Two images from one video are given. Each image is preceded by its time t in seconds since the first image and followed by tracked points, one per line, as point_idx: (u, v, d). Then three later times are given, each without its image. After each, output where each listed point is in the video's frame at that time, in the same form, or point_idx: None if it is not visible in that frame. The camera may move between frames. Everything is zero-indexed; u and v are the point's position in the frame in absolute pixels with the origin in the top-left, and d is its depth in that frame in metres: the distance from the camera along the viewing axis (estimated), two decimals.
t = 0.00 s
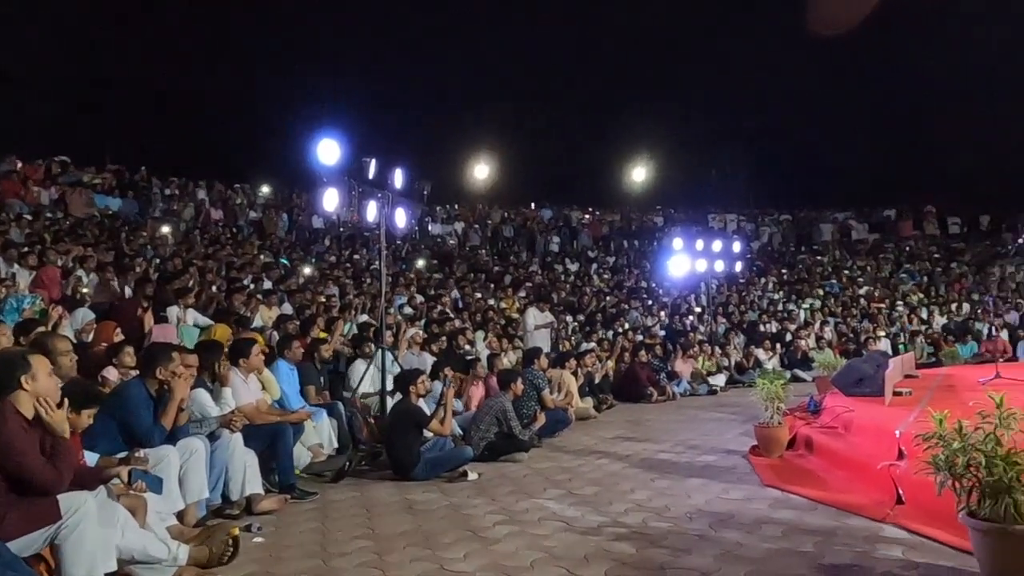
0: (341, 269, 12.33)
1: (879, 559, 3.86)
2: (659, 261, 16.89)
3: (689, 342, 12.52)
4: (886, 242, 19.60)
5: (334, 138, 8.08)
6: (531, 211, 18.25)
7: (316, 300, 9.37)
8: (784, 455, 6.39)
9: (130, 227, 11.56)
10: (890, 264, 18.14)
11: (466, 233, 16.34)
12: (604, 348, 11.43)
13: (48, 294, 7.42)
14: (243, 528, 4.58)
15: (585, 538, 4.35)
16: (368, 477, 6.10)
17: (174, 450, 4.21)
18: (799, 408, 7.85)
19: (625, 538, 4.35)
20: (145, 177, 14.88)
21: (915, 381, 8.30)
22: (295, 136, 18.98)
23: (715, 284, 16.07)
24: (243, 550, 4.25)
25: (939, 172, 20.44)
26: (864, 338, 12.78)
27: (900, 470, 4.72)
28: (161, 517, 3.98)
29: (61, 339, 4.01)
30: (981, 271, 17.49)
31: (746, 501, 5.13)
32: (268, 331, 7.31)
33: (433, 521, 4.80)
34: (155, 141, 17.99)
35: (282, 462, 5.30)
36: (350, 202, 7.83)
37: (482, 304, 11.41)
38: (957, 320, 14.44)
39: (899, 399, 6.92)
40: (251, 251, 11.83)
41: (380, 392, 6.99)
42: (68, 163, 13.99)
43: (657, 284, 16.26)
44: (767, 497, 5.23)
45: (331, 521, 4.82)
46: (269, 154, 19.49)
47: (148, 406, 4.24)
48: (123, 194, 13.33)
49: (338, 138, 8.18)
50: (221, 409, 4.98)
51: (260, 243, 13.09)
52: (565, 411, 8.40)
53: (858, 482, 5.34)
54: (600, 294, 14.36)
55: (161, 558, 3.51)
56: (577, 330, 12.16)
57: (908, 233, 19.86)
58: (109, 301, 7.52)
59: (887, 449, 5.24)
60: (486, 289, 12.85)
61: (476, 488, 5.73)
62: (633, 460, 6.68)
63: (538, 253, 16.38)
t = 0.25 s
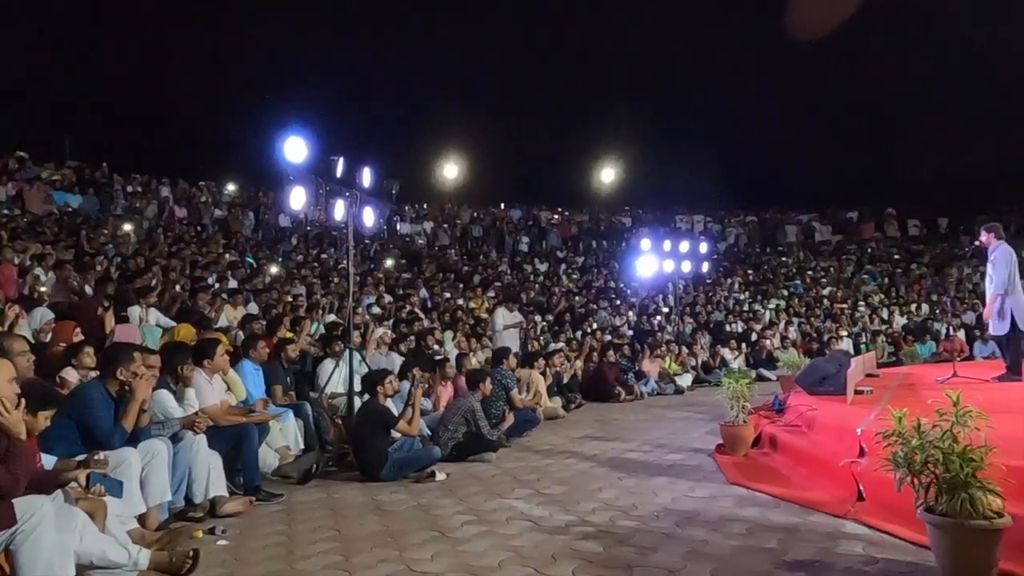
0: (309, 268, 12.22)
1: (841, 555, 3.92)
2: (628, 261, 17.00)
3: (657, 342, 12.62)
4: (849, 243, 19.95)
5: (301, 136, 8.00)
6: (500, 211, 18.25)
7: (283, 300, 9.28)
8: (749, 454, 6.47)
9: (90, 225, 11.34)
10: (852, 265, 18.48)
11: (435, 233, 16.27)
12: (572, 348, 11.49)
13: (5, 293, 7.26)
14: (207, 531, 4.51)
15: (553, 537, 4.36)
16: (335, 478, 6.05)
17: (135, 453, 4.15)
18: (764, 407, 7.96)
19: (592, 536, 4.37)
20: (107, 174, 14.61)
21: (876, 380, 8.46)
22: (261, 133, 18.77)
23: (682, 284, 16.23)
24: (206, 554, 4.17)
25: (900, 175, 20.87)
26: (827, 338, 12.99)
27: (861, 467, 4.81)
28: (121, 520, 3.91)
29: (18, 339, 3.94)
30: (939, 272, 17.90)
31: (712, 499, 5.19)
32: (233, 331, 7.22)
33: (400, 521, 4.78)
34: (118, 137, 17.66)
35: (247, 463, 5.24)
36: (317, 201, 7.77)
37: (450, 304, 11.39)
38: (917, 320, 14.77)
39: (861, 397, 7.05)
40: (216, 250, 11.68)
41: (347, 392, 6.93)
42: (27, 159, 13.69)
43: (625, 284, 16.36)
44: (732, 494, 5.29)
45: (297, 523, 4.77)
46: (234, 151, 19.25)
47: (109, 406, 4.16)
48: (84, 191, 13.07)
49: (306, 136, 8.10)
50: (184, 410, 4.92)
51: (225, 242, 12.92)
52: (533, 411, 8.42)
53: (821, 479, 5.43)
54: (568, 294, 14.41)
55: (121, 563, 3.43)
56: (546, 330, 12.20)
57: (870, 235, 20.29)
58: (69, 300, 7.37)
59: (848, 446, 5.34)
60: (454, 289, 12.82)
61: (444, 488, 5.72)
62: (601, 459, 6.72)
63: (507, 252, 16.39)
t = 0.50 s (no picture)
0: (278, 267, 12.09)
1: (806, 550, 3.98)
2: (599, 261, 17.07)
3: (627, 341, 12.69)
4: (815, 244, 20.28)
5: (269, 132, 7.87)
6: (472, 210, 18.21)
7: (251, 298, 9.17)
8: (717, 451, 6.53)
9: (52, 222, 11.09)
10: (819, 266, 18.76)
11: (406, 232, 16.17)
12: (543, 347, 11.52)
13: None
14: (171, 533, 4.44)
15: (523, 536, 4.37)
16: (303, 479, 6.00)
17: (97, 453, 4.06)
18: (732, 406, 8.05)
19: (562, 535, 4.38)
20: (69, 170, 14.31)
21: (841, 378, 8.60)
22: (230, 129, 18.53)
23: (653, 284, 16.36)
24: (170, 556, 4.11)
25: (865, 177, 21.23)
26: (794, 337, 13.17)
27: (826, 464, 4.87)
28: (82, 523, 3.85)
29: None
30: (903, 272, 18.24)
31: (681, 497, 5.24)
32: (199, 329, 7.11)
33: (369, 522, 4.75)
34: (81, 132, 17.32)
35: (213, 464, 5.17)
36: (287, 198, 7.64)
37: (421, 303, 11.35)
38: (881, 319, 15.04)
39: (826, 395, 7.15)
40: (182, 247, 11.51)
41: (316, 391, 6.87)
42: None
43: (596, 284, 16.43)
44: (701, 492, 5.34)
45: (264, 524, 4.71)
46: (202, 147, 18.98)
47: (70, 407, 4.08)
48: (46, 187, 12.80)
49: (274, 133, 7.95)
50: (149, 410, 4.84)
51: (192, 240, 12.74)
52: (504, 410, 8.42)
53: (787, 476, 5.51)
54: (540, 293, 14.43)
55: (82, 567, 3.39)
56: (517, 329, 12.19)
57: (836, 236, 20.76)
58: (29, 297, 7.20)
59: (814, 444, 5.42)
60: (425, 288, 12.77)
61: (414, 488, 5.69)
62: (571, 458, 6.74)
63: (479, 252, 16.36)
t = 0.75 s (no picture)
0: (249, 264, 11.95)
1: (776, 546, 4.03)
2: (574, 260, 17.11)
3: (601, 340, 12.73)
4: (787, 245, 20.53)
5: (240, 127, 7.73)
6: (447, 208, 18.14)
7: (223, 295, 9.05)
8: (690, 449, 6.59)
9: (17, 217, 10.87)
10: (790, 266, 18.97)
11: (380, 230, 16.03)
12: (518, 345, 11.53)
13: None
14: (140, 533, 4.38)
15: (497, 534, 4.37)
16: (276, 478, 5.95)
17: (63, 451, 3.99)
18: (705, 404, 8.12)
19: (535, 533, 4.38)
20: (35, 164, 14.04)
21: (812, 377, 8.71)
22: (201, 125, 18.29)
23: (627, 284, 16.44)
24: (139, 556, 4.05)
25: (836, 179, 21.52)
26: (766, 336, 13.32)
27: (796, 461, 4.94)
28: (48, 524, 3.78)
29: None
30: (872, 272, 18.52)
31: (654, 494, 5.27)
32: (169, 327, 7.02)
33: (342, 521, 4.72)
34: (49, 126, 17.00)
35: (183, 464, 5.11)
36: (259, 194, 7.53)
37: (396, 301, 11.30)
38: (851, 319, 15.26)
39: (796, 394, 7.24)
40: (152, 244, 11.34)
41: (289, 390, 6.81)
42: None
43: (572, 283, 16.48)
44: (673, 490, 5.37)
45: (235, 523, 4.66)
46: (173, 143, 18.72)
47: (36, 405, 4.02)
48: (11, 181, 12.54)
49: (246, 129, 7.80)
50: (117, 409, 4.77)
51: (162, 236, 12.55)
52: (479, 408, 8.42)
53: (758, 474, 5.57)
54: (515, 292, 14.43)
55: (46, 568, 3.36)
56: (492, 328, 12.18)
57: (807, 236, 20.91)
58: None
59: (785, 441, 5.48)
60: (400, 286, 12.71)
61: (388, 487, 5.66)
62: (545, 456, 6.75)
63: (454, 250, 16.30)
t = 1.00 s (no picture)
0: (226, 261, 11.85)
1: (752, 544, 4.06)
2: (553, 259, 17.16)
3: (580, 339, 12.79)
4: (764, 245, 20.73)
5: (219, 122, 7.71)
6: (426, 206, 18.09)
7: (199, 293, 8.95)
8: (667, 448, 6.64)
9: None
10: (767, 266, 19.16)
11: (359, 227, 15.88)
12: (497, 344, 11.61)
13: None
14: (112, 534, 4.33)
15: (475, 533, 4.36)
16: (251, 478, 5.90)
17: (34, 450, 3.92)
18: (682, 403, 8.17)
19: (513, 532, 4.38)
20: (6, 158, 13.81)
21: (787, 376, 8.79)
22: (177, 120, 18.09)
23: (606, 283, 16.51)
24: (111, 557, 4.00)
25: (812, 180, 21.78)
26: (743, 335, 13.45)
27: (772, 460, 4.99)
28: (19, 525, 3.69)
29: None
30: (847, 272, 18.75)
31: (632, 492, 5.30)
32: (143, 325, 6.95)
33: (319, 521, 4.69)
34: (20, 120, 16.73)
35: (157, 463, 5.06)
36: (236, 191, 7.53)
37: (374, 299, 11.27)
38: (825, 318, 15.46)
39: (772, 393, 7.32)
40: (127, 240, 11.20)
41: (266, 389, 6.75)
42: None
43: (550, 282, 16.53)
44: (650, 488, 5.40)
45: (209, 523, 4.62)
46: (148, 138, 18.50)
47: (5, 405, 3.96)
48: None
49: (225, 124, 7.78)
50: (90, 407, 4.68)
51: (137, 232, 12.39)
52: (457, 407, 8.40)
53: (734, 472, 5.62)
54: (494, 291, 14.43)
55: (16, 570, 3.31)
56: (471, 326, 12.17)
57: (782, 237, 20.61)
58: None
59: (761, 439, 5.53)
60: (378, 284, 12.66)
61: (365, 486, 5.64)
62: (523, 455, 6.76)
63: (433, 249, 16.26)
